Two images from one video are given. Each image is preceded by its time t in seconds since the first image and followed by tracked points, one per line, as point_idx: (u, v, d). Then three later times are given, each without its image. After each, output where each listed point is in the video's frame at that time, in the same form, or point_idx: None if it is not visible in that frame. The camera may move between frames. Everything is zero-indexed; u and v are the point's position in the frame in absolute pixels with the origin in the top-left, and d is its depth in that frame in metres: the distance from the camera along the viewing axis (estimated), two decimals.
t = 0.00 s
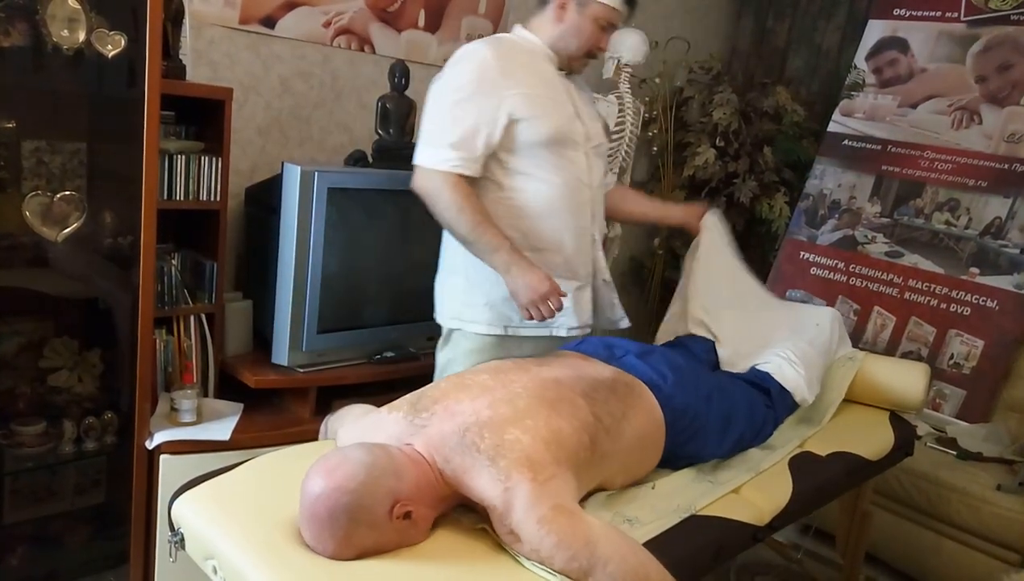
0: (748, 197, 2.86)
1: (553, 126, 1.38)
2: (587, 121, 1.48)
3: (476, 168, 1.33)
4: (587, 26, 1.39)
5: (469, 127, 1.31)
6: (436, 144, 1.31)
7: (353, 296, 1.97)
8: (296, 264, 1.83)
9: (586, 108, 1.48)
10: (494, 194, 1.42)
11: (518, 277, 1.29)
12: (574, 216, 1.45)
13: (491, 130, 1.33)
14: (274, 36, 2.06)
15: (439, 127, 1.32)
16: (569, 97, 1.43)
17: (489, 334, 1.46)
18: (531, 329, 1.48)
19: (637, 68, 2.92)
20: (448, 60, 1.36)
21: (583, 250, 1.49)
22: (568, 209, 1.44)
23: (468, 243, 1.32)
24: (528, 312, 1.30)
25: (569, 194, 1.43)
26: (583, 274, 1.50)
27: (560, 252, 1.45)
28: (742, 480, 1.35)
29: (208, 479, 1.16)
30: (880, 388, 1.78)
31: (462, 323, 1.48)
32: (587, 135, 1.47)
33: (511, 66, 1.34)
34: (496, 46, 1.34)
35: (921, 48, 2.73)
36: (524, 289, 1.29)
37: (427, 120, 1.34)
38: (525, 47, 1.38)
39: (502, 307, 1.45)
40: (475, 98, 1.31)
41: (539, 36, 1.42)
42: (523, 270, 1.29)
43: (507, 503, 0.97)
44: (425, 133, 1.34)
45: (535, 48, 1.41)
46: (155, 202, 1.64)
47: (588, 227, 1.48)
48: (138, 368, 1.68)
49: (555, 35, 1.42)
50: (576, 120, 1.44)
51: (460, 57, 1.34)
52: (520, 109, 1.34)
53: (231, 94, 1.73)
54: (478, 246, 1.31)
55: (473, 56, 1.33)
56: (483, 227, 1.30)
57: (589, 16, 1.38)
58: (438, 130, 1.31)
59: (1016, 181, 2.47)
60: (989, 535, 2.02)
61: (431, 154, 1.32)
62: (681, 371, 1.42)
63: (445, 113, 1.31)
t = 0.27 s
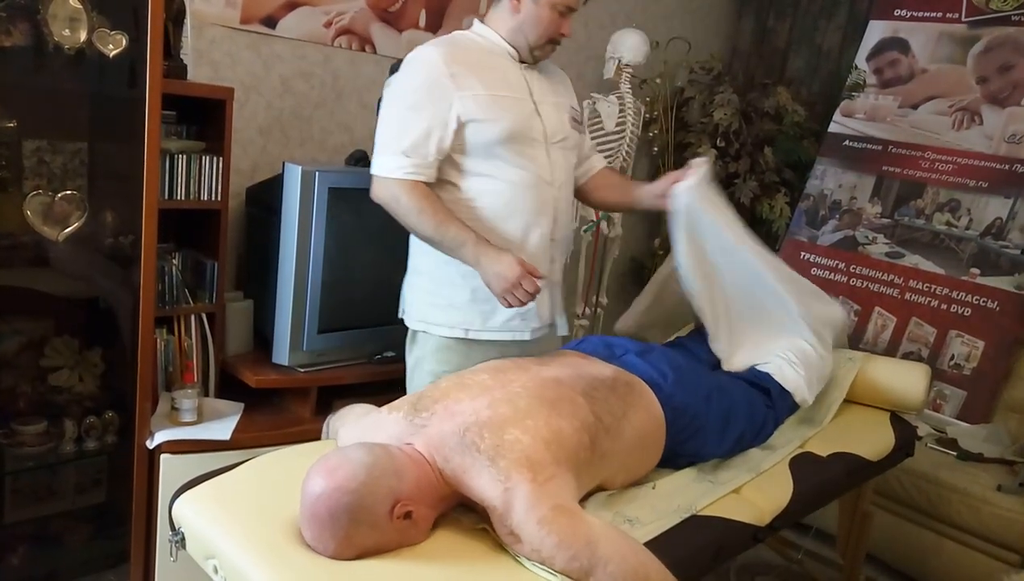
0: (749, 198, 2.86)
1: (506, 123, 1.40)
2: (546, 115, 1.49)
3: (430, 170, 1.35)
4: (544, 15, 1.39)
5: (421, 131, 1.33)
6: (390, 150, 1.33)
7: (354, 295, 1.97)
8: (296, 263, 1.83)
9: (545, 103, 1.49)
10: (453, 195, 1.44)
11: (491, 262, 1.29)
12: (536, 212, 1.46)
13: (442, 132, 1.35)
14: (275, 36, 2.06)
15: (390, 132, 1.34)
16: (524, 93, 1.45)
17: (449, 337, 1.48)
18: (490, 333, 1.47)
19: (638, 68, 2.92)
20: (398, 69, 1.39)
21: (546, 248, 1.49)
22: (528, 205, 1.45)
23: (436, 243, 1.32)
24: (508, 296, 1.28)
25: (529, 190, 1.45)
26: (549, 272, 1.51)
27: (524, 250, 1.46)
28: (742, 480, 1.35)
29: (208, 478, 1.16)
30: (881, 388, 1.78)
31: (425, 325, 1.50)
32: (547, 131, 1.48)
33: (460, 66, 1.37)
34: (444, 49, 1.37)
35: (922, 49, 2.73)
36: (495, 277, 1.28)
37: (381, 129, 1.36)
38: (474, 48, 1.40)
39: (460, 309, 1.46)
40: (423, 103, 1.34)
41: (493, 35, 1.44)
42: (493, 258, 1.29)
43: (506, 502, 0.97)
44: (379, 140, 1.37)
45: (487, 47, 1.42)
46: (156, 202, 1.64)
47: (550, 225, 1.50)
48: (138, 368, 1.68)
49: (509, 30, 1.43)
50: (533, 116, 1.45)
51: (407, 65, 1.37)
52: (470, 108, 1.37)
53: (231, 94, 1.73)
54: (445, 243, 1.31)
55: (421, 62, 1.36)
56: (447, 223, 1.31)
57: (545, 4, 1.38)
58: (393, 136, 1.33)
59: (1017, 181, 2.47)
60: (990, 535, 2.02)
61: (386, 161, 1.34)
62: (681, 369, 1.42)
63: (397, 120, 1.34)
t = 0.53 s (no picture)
0: (748, 196, 2.86)
1: (494, 121, 1.44)
2: (536, 114, 1.52)
3: (422, 164, 1.37)
4: (538, 14, 1.41)
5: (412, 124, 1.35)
6: (383, 143, 1.35)
7: (353, 293, 1.96)
8: (295, 261, 1.83)
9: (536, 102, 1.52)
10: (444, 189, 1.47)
11: (506, 235, 1.31)
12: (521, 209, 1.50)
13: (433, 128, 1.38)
14: (274, 33, 2.05)
15: (380, 127, 1.36)
16: (514, 92, 1.48)
17: (425, 333, 1.52)
18: (464, 331, 1.51)
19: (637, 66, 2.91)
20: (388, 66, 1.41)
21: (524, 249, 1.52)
22: (515, 202, 1.49)
23: (441, 228, 1.34)
24: (529, 265, 1.30)
25: (516, 188, 1.49)
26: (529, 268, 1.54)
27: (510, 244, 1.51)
28: (741, 478, 1.35)
29: (207, 476, 1.16)
30: (882, 387, 1.78)
31: (404, 321, 1.55)
32: (535, 130, 1.52)
33: (451, 64, 1.40)
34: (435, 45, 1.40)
35: (921, 48, 2.73)
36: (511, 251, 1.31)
37: (372, 123, 1.38)
38: (465, 46, 1.43)
39: (435, 307, 1.50)
40: (414, 99, 1.36)
41: (486, 32, 1.48)
42: (510, 231, 1.31)
43: (505, 501, 0.97)
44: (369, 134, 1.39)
45: (478, 45, 1.45)
46: (154, 199, 1.64)
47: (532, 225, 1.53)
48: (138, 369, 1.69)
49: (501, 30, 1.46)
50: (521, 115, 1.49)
51: (398, 61, 1.39)
52: (461, 106, 1.40)
53: (230, 91, 1.73)
54: (453, 227, 1.33)
55: (413, 58, 1.38)
56: (454, 206, 1.33)
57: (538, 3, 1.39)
58: (385, 130, 1.35)
59: (1016, 180, 2.47)
60: (989, 535, 2.02)
61: (378, 155, 1.36)
62: (681, 367, 1.42)
63: (389, 114, 1.35)
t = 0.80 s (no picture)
0: (746, 194, 2.85)
1: (531, 127, 1.34)
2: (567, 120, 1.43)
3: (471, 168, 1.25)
4: (564, 23, 1.29)
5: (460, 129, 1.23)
6: (432, 149, 1.22)
7: (351, 291, 1.96)
8: (293, 260, 1.82)
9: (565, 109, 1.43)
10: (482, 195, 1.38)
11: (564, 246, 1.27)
12: (553, 212, 1.43)
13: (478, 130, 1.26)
14: (272, 32, 2.05)
15: (424, 131, 1.23)
16: (546, 96, 1.38)
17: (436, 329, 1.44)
18: (476, 329, 1.43)
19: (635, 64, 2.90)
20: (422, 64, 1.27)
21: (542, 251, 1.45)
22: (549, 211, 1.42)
23: (499, 235, 1.25)
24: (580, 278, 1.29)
25: (552, 194, 1.42)
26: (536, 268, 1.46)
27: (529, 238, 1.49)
28: (740, 477, 1.35)
29: (205, 476, 1.15)
30: (881, 385, 1.78)
31: (414, 315, 1.47)
32: (562, 135, 1.42)
33: (489, 64, 1.28)
34: (472, 45, 1.27)
35: (920, 45, 2.72)
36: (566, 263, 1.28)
37: (412, 128, 1.25)
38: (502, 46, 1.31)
39: (447, 302, 1.42)
40: (458, 101, 1.24)
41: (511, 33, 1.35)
42: (568, 238, 1.27)
43: (504, 500, 0.97)
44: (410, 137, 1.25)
45: (510, 44, 1.33)
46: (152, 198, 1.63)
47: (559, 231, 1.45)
48: (135, 366, 1.68)
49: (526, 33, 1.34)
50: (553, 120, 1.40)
51: (435, 62, 1.26)
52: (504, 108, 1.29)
53: (228, 90, 1.73)
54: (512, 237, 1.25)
55: (451, 59, 1.25)
56: (511, 215, 1.24)
57: (564, 11, 1.27)
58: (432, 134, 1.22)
59: (1015, 178, 2.47)
60: (988, 532, 2.03)
61: (426, 160, 1.23)
62: (679, 365, 1.42)
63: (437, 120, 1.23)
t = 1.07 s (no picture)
0: (745, 195, 2.86)
1: (588, 136, 1.48)
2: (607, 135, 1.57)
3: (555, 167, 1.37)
4: (618, 49, 1.43)
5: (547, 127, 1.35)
6: (520, 146, 1.32)
7: (351, 292, 1.96)
8: (293, 261, 1.82)
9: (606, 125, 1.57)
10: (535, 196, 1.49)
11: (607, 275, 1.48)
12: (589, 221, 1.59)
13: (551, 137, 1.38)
14: (271, 33, 2.05)
15: (513, 125, 1.33)
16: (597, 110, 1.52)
17: (465, 323, 1.51)
18: (504, 326, 1.51)
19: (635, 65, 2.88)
20: (500, 65, 1.36)
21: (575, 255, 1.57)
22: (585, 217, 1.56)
23: (571, 237, 1.38)
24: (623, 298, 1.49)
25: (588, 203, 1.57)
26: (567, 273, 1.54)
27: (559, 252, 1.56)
28: (739, 477, 1.35)
29: (205, 476, 1.15)
30: (880, 386, 1.78)
31: (442, 307, 1.53)
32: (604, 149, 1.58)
33: (562, 72, 1.41)
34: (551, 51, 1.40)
35: (919, 46, 2.72)
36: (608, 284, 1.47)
37: (499, 122, 1.34)
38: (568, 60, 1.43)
39: (479, 298, 1.49)
40: (544, 101, 1.35)
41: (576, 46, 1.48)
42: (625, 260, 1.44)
43: (504, 500, 0.97)
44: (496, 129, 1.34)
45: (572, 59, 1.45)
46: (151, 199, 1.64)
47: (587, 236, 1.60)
48: (135, 367, 1.68)
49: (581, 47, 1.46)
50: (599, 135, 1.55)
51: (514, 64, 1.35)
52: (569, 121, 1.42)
53: (227, 91, 1.73)
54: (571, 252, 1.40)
55: (530, 62, 1.35)
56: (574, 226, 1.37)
57: (621, 37, 1.42)
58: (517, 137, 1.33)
59: (1014, 179, 2.47)
60: (988, 533, 2.03)
61: (513, 155, 1.33)
62: (679, 366, 1.42)
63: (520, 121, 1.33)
